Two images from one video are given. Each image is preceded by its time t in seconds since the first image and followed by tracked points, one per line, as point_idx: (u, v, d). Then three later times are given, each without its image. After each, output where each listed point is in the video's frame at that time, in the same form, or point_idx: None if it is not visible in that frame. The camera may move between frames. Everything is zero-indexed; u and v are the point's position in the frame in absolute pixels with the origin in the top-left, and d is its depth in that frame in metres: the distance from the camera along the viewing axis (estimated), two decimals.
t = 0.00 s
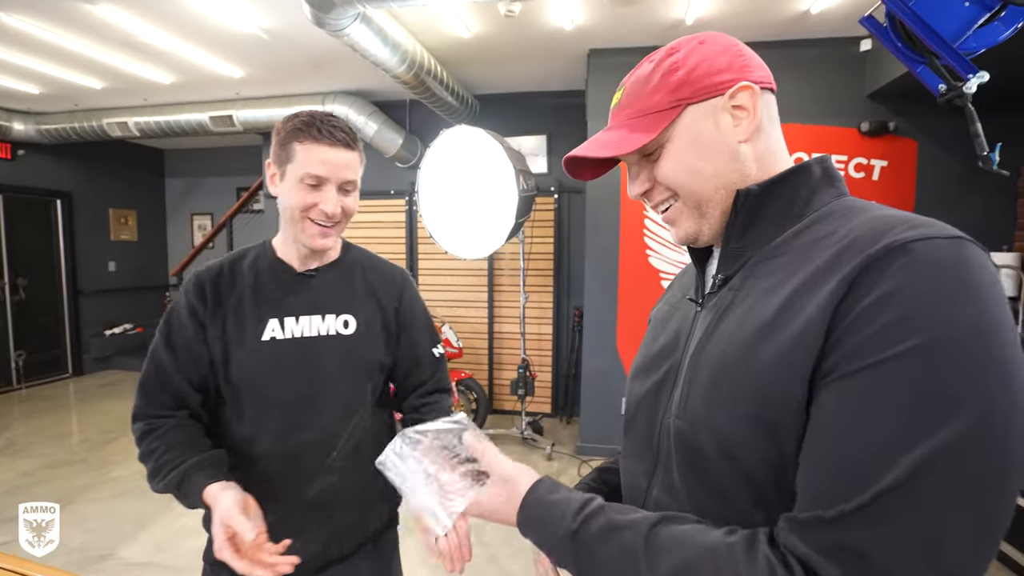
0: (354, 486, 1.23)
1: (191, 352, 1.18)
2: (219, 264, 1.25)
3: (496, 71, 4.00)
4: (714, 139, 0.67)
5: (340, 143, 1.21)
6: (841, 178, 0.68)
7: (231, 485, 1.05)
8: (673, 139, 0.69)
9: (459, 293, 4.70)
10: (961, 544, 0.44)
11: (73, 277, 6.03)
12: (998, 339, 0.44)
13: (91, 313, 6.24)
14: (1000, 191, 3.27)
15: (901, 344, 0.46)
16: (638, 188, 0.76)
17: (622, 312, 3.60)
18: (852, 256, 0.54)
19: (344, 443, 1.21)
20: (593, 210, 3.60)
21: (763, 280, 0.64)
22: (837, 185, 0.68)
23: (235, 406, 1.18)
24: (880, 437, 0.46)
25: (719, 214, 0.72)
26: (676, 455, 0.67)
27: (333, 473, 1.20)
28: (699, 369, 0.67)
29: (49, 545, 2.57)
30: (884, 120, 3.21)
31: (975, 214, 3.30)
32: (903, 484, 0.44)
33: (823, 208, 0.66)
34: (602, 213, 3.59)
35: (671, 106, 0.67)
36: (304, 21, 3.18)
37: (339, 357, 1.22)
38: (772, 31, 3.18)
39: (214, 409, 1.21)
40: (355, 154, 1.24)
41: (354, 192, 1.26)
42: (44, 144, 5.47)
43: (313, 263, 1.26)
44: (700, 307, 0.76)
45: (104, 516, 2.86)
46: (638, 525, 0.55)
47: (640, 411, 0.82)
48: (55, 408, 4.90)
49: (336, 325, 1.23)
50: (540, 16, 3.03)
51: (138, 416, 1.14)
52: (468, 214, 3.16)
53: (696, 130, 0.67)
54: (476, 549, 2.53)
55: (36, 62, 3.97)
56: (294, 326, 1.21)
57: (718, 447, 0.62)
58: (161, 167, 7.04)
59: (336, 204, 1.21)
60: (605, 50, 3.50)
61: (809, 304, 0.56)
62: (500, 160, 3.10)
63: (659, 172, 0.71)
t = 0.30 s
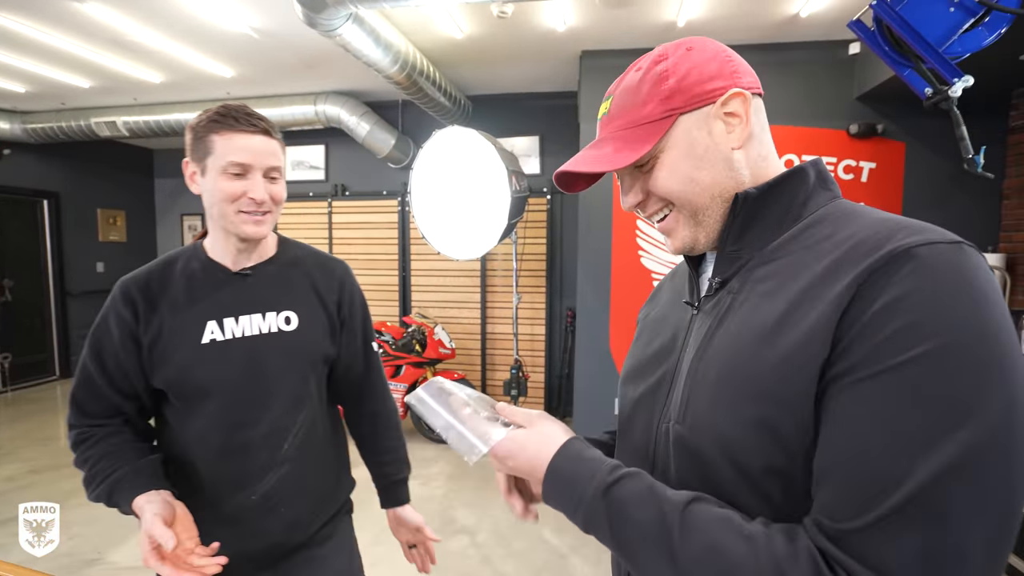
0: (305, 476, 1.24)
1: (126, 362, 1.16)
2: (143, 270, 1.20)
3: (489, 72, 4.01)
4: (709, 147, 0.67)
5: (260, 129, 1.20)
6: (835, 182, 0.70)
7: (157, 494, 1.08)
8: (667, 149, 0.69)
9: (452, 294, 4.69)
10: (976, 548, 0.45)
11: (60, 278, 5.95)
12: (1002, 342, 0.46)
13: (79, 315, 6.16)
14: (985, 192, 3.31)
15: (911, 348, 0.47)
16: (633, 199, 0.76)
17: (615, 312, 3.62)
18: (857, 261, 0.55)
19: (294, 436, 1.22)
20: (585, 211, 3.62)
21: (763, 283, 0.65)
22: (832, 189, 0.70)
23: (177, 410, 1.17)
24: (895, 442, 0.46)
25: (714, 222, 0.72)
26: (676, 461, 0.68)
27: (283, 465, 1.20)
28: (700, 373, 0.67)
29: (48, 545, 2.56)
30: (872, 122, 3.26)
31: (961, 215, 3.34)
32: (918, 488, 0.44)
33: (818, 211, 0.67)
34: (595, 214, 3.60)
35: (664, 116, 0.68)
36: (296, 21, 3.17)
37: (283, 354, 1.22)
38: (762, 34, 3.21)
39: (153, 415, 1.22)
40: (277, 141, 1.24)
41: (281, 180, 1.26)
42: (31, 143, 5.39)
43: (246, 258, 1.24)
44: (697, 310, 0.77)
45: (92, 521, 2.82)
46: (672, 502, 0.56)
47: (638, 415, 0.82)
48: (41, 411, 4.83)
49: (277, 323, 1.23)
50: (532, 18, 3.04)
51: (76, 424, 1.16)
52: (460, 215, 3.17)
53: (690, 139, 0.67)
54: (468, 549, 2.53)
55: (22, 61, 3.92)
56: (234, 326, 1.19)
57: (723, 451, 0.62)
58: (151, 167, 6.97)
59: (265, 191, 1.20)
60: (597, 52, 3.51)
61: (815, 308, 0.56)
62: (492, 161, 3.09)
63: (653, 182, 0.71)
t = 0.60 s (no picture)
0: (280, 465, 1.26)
1: (110, 336, 1.06)
2: (117, 260, 1.14)
3: (484, 73, 4.01)
4: (713, 157, 0.68)
5: (217, 126, 1.22)
6: (836, 184, 0.71)
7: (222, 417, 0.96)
8: (672, 162, 0.70)
9: (447, 294, 4.69)
10: (989, 542, 0.46)
11: (51, 279, 5.90)
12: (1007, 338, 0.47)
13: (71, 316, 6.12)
14: (975, 193, 3.35)
15: (921, 346, 0.48)
16: (639, 211, 0.77)
17: (610, 312, 3.63)
18: (863, 260, 0.57)
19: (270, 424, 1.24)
20: (581, 212, 3.63)
21: (768, 284, 0.66)
22: (832, 190, 0.71)
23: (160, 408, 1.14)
24: (906, 440, 0.48)
25: (721, 230, 0.73)
26: (687, 461, 0.69)
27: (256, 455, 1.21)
28: (708, 374, 0.68)
29: (48, 545, 2.57)
30: (864, 124, 3.28)
31: (952, 215, 3.37)
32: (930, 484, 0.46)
33: (820, 212, 0.68)
34: (590, 214, 3.60)
35: (667, 130, 0.68)
36: (291, 21, 3.16)
37: (260, 351, 1.23)
38: (755, 36, 3.23)
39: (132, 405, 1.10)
40: (235, 138, 1.26)
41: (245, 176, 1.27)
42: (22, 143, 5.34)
43: (218, 260, 1.22)
44: (700, 311, 0.78)
45: (84, 523, 2.79)
46: (694, 487, 0.57)
47: (644, 414, 0.83)
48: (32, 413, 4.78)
49: (252, 320, 1.23)
50: (528, 19, 3.05)
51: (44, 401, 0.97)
52: (457, 217, 3.16)
53: (694, 150, 0.68)
54: (464, 549, 2.53)
55: (13, 59, 3.88)
56: (212, 326, 1.18)
57: (733, 449, 0.63)
58: (143, 167, 6.92)
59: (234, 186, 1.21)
60: (592, 53, 3.52)
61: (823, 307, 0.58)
62: (488, 161, 3.10)
63: (658, 195, 0.72)
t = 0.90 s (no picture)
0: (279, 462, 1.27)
1: (145, 315, 1.11)
2: (141, 249, 1.19)
3: (481, 73, 4.01)
4: (724, 160, 0.69)
5: (261, 153, 1.22)
6: (844, 185, 0.72)
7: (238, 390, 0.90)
8: (684, 162, 0.70)
9: (444, 295, 4.69)
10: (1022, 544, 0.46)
11: (45, 280, 5.86)
12: None
13: (65, 317, 6.07)
14: (968, 193, 3.38)
15: (941, 347, 0.49)
16: (648, 212, 0.77)
17: (606, 312, 3.63)
18: (878, 263, 0.58)
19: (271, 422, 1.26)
20: (577, 212, 3.63)
21: (780, 285, 0.67)
22: (840, 192, 0.72)
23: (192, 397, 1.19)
24: (931, 442, 0.48)
25: (730, 233, 0.74)
26: (700, 463, 0.70)
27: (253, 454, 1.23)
28: (721, 376, 0.69)
29: (48, 545, 2.56)
30: (859, 125, 3.30)
31: (947, 216, 3.40)
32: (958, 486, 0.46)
33: (829, 213, 0.69)
34: (588, 215, 3.61)
35: (678, 132, 0.69)
36: (286, 20, 3.15)
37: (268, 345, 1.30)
38: (752, 37, 3.25)
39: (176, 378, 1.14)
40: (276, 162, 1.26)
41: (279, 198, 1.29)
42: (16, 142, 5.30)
43: (231, 263, 1.27)
44: (709, 312, 0.79)
45: (80, 525, 2.77)
46: (720, 493, 0.57)
47: (653, 416, 0.84)
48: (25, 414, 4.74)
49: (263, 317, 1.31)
50: (525, 20, 3.05)
51: (110, 362, 1.04)
52: (453, 216, 3.15)
53: (706, 153, 0.69)
54: (462, 549, 2.52)
55: (6, 58, 3.85)
56: (225, 319, 1.25)
57: (750, 452, 0.64)
58: (138, 167, 6.88)
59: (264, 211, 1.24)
60: (589, 54, 3.53)
61: (839, 311, 0.58)
62: (484, 162, 3.10)
63: (669, 197, 0.73)
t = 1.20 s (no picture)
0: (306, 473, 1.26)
1: (191, 336, 1.13)
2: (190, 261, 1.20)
3: (480, 74, 4.01)
4: (735, 164, 0.69)
5: (294, 175, 1.11)
6: (849, 189, 0.73)
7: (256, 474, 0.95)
8: (697, 168, 0.70)
9: (443, 295, 4.69)
10: None
11: (43, 280, 5.85)
12: None
13: (62, 317, 6.06)
14: (965, 194, 3.39)
15: (952, 351, 0.50)
16: (658, 217, 0.77)
17: (605, 313, 3.64)
18: (887, 268, 0.58)
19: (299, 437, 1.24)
20: (575, 212, 3.64)
21: (786, 288, 0.68)
22: (845, 196, 0.73)
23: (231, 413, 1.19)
24: (947, 444, 0.49)
25: (740, 235, 0.74)
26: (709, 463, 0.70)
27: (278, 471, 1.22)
28: (728, 377, 0.70)
29: (48, 545, 2.55)
30: (857, 126, 3.31)
31: (944, 217, 3.41)
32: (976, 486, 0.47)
33: (834, 217, 0.70)
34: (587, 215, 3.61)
35: (691, 137, 0.69)
36: (284, 20, 3.14)
37: (306, 363, 1.23)
38: (750, 38, 3.25)
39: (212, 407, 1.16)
40: (313, 183, 1.14)
41: (315, 219, 1.19)
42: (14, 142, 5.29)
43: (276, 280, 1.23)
44: (715, 314, 0.79)
45: (79, 525, 2.77)
46: (741, 491, 0.57)
47: (658, 417, 0.85)
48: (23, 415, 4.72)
49: (304, 336, 1.23)
50: (524, 21, 3.06)
51: (150, 386, 1.11)
52: (453, 217, 3.16)
53: (717, 158, 0.69)
54: (461, 549, 2.53)
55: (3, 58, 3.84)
56: (266, 334, 1.20)
57: (759, 452, 0.64)
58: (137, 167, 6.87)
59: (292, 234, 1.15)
60: (588, 55, 3.53)
61: (848, 316, 0.59)
62: (484, 163, 3.10)
63: (680, 202, 0.73)
